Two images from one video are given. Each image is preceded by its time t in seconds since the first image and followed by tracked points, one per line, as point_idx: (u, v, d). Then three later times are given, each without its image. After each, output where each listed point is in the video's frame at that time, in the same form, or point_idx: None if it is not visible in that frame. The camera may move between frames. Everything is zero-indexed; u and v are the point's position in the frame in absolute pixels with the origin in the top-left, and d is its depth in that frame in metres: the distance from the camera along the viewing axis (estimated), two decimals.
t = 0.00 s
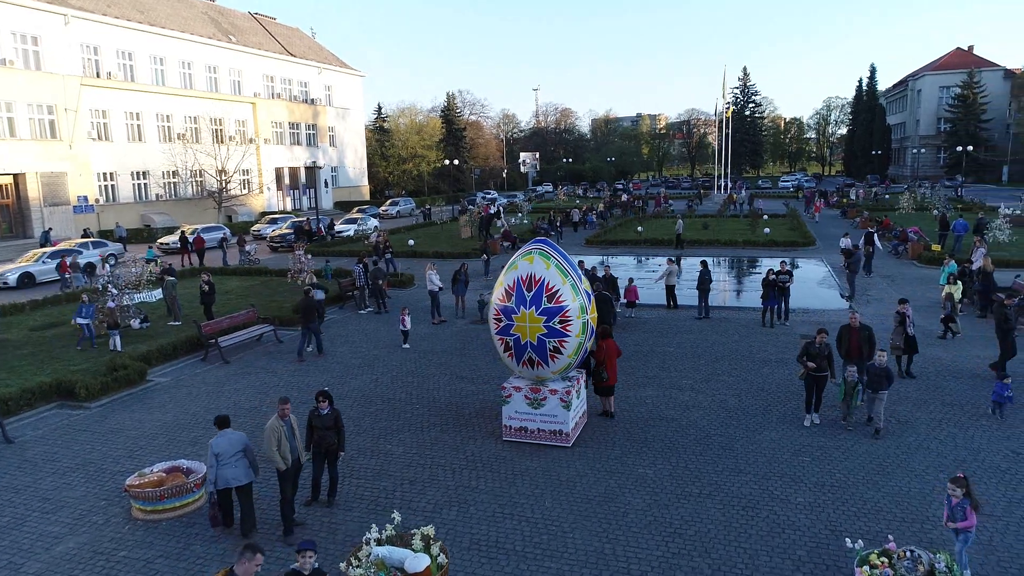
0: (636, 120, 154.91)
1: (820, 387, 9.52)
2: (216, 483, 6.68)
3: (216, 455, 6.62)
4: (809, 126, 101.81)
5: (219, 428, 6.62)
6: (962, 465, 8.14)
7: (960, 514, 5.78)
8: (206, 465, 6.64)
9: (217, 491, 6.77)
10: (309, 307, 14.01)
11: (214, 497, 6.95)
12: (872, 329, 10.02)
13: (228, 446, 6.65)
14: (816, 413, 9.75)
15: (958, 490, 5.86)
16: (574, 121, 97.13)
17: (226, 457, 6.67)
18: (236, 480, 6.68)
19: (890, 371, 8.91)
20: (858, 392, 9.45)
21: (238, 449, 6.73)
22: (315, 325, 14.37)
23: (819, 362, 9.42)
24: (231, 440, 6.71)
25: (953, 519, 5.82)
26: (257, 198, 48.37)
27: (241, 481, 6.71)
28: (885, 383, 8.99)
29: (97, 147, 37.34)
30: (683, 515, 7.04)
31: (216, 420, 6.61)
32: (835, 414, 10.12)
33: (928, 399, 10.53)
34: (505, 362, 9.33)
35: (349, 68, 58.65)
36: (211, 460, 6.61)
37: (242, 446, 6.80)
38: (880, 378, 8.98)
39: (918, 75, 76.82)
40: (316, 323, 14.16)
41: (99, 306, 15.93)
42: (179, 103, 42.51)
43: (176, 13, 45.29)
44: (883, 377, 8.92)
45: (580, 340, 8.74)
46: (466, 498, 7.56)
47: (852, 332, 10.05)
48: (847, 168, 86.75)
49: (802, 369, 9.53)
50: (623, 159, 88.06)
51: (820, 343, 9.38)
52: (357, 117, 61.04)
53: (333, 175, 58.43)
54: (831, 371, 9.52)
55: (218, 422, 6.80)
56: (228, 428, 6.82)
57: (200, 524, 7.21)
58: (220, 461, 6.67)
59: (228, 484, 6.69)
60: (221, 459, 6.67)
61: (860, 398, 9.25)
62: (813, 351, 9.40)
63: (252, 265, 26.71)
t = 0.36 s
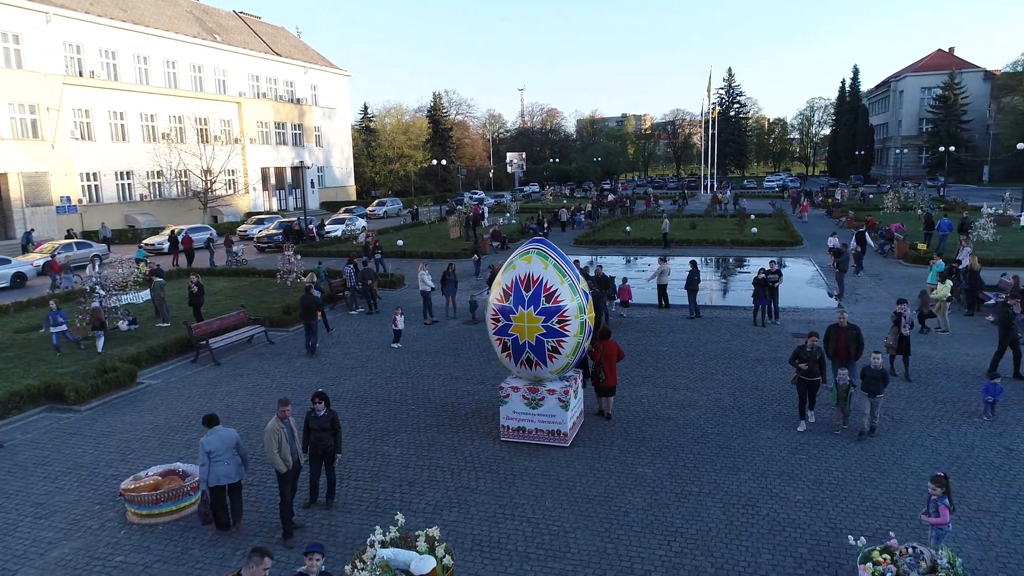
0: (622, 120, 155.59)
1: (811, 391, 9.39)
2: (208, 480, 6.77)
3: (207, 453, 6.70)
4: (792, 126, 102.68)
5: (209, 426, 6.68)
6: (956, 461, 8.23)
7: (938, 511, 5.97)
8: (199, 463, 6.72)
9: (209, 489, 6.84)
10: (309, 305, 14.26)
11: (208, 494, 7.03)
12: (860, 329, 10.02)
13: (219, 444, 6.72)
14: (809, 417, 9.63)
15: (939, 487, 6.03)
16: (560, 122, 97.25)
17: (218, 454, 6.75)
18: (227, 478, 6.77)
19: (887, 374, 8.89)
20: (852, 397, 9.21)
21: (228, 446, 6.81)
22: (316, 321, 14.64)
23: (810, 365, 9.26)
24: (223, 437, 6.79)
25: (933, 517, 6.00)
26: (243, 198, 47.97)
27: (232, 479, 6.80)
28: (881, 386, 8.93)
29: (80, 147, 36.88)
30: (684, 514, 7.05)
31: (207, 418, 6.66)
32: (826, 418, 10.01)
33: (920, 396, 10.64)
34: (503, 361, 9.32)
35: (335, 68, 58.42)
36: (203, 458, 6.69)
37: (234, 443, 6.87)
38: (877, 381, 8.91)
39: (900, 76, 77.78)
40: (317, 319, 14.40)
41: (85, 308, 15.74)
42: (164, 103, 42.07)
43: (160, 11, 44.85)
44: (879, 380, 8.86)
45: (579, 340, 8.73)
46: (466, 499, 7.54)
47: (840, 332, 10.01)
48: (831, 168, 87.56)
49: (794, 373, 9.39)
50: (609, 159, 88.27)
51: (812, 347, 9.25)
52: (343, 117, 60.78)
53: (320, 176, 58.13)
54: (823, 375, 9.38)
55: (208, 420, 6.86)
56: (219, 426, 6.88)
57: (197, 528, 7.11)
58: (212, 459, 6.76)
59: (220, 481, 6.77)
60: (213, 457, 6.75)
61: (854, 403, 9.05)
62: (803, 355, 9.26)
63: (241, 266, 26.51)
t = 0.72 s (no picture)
0: (604, 120, 156.35)
1: (801, 393, 9.18)
2: (201, 480, 6.69)
3: (202, 451, 6.66)
4: (773, 127, 103.67)
5: (205, 424, 6.65)
6: (947, 457, 8.35)
7: (910, 504, 6.08)
8: (193, 462, 6.66)
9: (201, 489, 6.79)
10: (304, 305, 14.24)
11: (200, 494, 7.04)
12: (851, 333, 9.60)
13: (215, 443, 6.70)
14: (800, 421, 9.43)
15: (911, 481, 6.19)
16: (543, 122, 97.29)
17: (213, 453, 6.72)
18: (221, 477, 6.74)
19: (874, 377, 8.72)
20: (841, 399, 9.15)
21: (224, 446, 6.79)
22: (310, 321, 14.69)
23: (800, 367, 9.00)
24: (219, 436, 6.77)
25: (906, 510, 6.11)
26: (225, 199, 47.49)
27: (226, 477, 6.78)
28: (869, 389, 8.78)
29: (59, 147, 36.29)
30: (682, 513, 7.08)
31: (202, 417, 6.63)
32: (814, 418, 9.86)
33: (908, 393, 10.79)
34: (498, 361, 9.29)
35: (317, 67, 58.08)
36: (198, 456, 6.64)
37: (229, 443, 6.85)
38: (865, 384, 8.75)
39: (879, 78, 78.82)
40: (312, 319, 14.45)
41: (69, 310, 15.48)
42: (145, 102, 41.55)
43: (140, 9, 44.32)
44: (868, 383, 8.70)
45: (574, 340, 8.74)
46: (464, 500, 7.51)
47: (830, 335, 9.61)
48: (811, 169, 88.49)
49: (783, 374, 9.14)
50: (592, 159, 88.49)
51: (801, 348, 8.97)
52: (326, 116, 60.41)
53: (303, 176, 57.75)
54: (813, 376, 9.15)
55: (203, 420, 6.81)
56: (214, 426, 6.85)
57: (192, 531, 7.04)
58: (206, 458, 6.72)
59: (214, 481, 6.73)
60: (208, 456, 6.72)
61: (843, 405, 8.99)
62: (792, 356, 8.99)
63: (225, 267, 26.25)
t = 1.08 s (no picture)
0: (591, 120, 156.84)
1: (800, 398, 9.05)
2: (202, 475, 6.86)
3: (203, 447, 6.78)
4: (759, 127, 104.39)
5: (206, 422, 6.76)
6: (943, 455, 8.42)
7: (891, 500, 6.22)
8: (194, 457, 6.80)
9: (203, 483, 6.94)
10: (302, 302, 14.52)
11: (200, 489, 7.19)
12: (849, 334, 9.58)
13: (215, 439, 6.82)
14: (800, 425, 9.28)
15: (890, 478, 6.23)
16: (530, 122, 97.31)
17: (213, 450, 6.85)
18: (222, 472, 6.91)
19: (868, 381, 8.51)
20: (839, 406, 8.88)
21: (222, 442, 6.91)
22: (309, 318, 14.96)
23: (799, 371, 8.94)
24: (219, 433, 6.88)
25: (886, 505, 6.24)
26: (212, 199, 47.12)
27: (227, 473, 6.94)
28: (863, 392, 8.57)
29: (43, 147, 35.85)
30: (684, 512, 7.09)
31: (203, 414, 6.72)
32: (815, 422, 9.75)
33: (902, 391, 10.89)
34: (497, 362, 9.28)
35: (305, 67, 57.84)
36: (200, 453, 6.77)
37: (227, 438, 6.98)
38: (857, 388, 8.55)
39: (863, 79, 79.58)
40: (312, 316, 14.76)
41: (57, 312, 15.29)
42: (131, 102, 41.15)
43: (125, 8, 43.92)
44: (861, 387, 8.49)
45: (574, 340, 8.74)
46: (465, 501, 7.48)
47: (828, 336, 9.60)
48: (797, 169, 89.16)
49: (782, 379, 9.06)
50: (580, 159, 88.62)
51: (799, 352, 8.89)
52: (313, 116, 60.13)
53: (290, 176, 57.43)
54: (813, 381, 9.05)
55: (203, 415, 6.91)
56: (215, 421, 6.96)
57: (192, 535, 6.96)
58: (207, 454, 6.85)
59: (215, 476, 6.91)
60: (208, 452, 6.85)
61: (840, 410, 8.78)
62: (791, 360, 8.93)
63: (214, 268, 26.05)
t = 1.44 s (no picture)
0: (575, 120, 157.30)
1: (795, 402, 8.82)
2: (200, 476, 6.85)
3: (197, 447, 6.80)
4: (741, 128, 105.25)
5: (196, 423, 6.82)
6: (936, 451, 8.53)
7: (879, 502, 6.16)
8: (189, 459, 6.79)
9: (199, 485, 6.94)
10: (299, 302, 14.55)
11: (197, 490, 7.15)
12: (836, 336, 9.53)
13: (208, 439, 6.86)
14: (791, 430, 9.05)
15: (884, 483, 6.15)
16: (515, 122, 97.35)
17: (207, 450, 6.87)
18: (219, 471, 6.90)
19: (861, 384, 8.44)
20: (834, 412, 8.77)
21: (215, 442, 6.94)
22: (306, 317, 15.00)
23: (796, 374, 8.73)
24: (211, 433, 6.93)
25: (871, 506, 6.21)
26: (195, 199, 46.64)
27: (224, 471, 6.94)
28: (856, 396, 8.49)
29: (22, 147, 35.25)
30: (683, 510, 7.11)
31: (192, 415, 6.80)
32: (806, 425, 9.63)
33: (893, 388, 11.02)
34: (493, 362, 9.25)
35: (288, 66, 57.48)
36: (194, 453, 6.79)
37: (220, 439, 7.02)
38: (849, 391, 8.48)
39: (845, 80, 80.45)
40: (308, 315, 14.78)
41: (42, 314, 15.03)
42: (113, 101, 40.58)
43: (106, 6, 43.36)
44: (854, 390, 8.43)
45: (570, 340, 8.74)
46: (463, 502, 7.45)
47: (816, 338, 9.49)
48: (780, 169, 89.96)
49: (778, 382, 8.81)
50: (565, 160, 88.83)
51: (796, 353, 8.72)
52: (298, 116, 59.76)
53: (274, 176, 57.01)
54: (807, 385, 8.88)
55: (193, 417, 6.96)
56: (205, 423, 7.02)
57: (188, 540, 6.86)
58: (202, 455, 6.87)
59: (212, 476, 6.89)
60: (204, 452, 6.86)
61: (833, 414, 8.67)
62: (788, 363, 8.71)
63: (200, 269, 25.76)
